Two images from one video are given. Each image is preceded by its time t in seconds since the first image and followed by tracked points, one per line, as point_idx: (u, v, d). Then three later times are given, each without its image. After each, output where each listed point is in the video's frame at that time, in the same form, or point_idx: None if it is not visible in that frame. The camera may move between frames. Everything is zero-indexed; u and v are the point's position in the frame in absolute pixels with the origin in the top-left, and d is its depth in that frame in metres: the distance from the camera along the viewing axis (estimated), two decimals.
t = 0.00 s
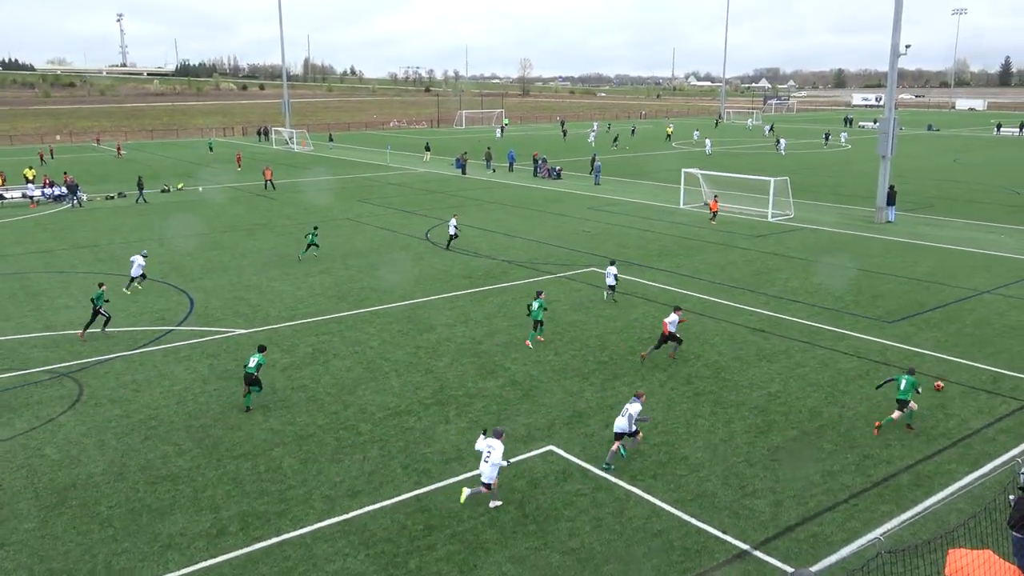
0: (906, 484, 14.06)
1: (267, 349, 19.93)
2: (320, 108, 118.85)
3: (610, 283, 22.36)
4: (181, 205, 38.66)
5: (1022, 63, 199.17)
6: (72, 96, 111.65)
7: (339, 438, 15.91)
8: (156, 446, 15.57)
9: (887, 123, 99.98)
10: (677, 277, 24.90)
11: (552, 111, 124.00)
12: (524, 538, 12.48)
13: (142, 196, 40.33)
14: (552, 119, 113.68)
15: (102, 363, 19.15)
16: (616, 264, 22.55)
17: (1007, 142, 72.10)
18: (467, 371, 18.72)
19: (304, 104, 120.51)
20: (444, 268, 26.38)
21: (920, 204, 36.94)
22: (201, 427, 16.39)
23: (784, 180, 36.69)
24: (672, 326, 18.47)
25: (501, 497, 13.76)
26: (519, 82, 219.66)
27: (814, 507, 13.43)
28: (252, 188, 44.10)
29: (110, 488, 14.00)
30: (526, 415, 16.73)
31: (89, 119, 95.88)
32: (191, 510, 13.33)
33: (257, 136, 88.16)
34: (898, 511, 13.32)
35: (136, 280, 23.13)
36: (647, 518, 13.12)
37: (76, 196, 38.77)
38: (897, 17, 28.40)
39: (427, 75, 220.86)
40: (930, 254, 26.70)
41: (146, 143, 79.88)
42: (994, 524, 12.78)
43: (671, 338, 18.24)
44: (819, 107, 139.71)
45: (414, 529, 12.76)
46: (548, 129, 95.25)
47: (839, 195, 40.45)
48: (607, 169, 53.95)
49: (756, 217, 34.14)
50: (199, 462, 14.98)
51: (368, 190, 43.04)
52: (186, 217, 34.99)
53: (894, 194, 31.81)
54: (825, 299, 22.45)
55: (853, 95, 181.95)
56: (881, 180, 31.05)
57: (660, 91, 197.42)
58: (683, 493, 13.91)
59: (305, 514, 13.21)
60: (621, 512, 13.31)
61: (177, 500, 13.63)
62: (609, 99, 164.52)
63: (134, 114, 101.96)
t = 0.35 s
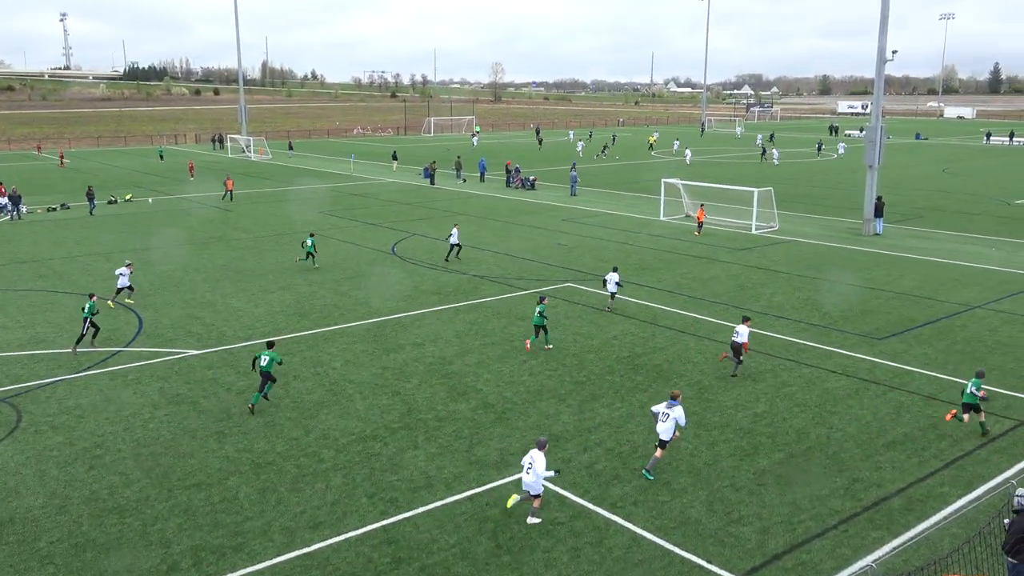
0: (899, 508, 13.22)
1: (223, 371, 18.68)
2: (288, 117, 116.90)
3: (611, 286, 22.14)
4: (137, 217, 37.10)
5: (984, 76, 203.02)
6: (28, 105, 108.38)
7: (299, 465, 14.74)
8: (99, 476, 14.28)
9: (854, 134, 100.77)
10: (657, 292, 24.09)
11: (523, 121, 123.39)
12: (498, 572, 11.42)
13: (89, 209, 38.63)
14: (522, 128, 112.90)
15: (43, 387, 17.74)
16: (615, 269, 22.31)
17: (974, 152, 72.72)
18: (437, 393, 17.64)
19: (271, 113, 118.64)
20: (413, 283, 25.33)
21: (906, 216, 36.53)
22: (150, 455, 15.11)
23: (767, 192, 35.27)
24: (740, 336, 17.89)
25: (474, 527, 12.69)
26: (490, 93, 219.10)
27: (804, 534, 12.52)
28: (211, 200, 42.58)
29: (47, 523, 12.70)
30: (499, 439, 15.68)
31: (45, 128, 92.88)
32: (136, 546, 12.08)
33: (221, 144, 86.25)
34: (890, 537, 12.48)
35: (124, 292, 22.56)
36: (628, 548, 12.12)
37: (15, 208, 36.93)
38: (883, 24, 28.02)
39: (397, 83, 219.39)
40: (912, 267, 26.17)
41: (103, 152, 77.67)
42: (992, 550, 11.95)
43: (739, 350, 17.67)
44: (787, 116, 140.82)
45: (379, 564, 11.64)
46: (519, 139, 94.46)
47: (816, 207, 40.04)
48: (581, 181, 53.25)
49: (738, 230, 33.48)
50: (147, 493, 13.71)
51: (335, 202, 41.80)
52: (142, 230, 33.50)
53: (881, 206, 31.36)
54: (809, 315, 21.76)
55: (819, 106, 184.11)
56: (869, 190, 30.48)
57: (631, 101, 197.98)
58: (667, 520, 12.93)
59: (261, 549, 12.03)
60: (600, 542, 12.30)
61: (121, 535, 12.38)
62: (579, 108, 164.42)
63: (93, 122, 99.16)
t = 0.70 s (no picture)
0: (853, 506, 14.00)
1: (206, 383, 19.24)
2: (266, 136, 117.50)
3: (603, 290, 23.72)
4: (117, 234, 37.47)
5: (938, 94, 208.68)
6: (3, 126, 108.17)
7: (282, 473, 15.37)
8: (88, 487, 14.78)
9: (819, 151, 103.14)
10: (626, 304, 24.95)
11: (497, 139, 124.79)
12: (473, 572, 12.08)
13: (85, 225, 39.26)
14: (498, 146, 114.35)
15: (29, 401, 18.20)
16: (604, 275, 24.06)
17: (933, 170, 75.04)
18: (414, 402, 18.35)
19: (249, 133, 119.28)
20: (392, 297, 26.03)
21: (862, 230, 37.89)
22: (136, 464, 15.67)
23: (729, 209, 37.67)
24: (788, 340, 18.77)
25: (450, 531, 13.33)
26: (468, 111, 220.95)
27: (764, 531, 13.27)
28: (191, 217, 43.08)
29: (39, 532, 13.21)
30: (475, 446, 16.41)
31: (21, 147, 92.76)
32: (125, 552, 12.64)
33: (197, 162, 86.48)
34: (846, 533, 13.20)
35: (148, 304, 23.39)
36: (597, 547, 12.81)
37: (4, 225, 37.15)
38: (833, 48, 29.17)
39: (374, 104, 220.66)
40: (868, 278, 27.32)
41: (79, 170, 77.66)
42: (942, 544, 12.63)
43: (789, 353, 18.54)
44: (753, 136, 143.63)
45: (360, 567, 12.26)
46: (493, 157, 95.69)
47: (780, 221, 41.36)
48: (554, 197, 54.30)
49: (701, 244, 34.57)
50: (135, 502, 14.26)
51: (313, 218, 42.47)
52: (122, 246, 33.93)
53: (834, 220, 32.55)
54: (771, 324, 22.72)
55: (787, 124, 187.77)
56: (824, 207, 31.65)
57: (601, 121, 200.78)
58: (634, 521, 13.63)
59: (246, 554, 12.61)
60: (572, 542, 12.96)
61: (108, 543, 12.90)
62: (553, 127, 166.37)
63: (70, 142, 99.18)
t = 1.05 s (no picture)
0: (825, 509, 14.55)
1: (195, 392, 19.62)
2: (251, 151, 117.95)
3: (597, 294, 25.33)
4: (105, 247, 37.75)
5: (909, 111, 212.72)
6: None
7: (270, 480, 15.81)
8: (81, 495, 15.12)
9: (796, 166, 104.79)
10: (606, 314, 25.58)
11: (480, 155, 125.94)
12: None
13: (86, 238, 39.69)
14: (482, 161, 115.44)
15: (21, 410, 18.50)
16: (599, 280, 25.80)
17: (905, 185, 76.66)
18: (400, 409, 18.84)
19: (235, 148, 119.72)
20: (376, 307, 26.54)
21: (833, 242, 38.85)
22: (127, 473, 16.05)
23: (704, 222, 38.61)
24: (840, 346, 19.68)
25: (436, 537, 13.77)
26: (452, 125, 222.46)
27: (739, 534, 13.77)
28: (179, 230, 43.45)
29: (32, 540, 13.52)
30: (460, 452, 16.92)
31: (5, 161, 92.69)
32: (116, 559, 12.98)
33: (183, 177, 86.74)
34: (819, 535, 13.72)
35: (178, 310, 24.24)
36: (579, 551, 13.27)
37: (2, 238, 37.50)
38: (801, 69, 30.08)
39: (359, 120, 221.75)
40: (838, 289, 28.12)
41: (65, 184, 77.68)
42: (912, 546, 13.15)
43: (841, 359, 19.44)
44: (730, 152, 145.84)
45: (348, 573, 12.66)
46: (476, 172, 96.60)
47: (755, 234, 42.29)
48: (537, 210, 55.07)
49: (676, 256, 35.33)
50: (127, 510, 14.61)
51: (299, 231, 42.95)
52: (110, 259, 34.24)
53: (803, 233, 33.41)
54: (746, 333, 23.41)
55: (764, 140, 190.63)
56: (793, 221, 32.43)
57: (582, 137, 202.82)
58: (614, 525, 14.12)
59: (236, 560, 12.97)
60: (555, 546, 13.43)
61: (99, 550, 13.25)
62: (536, 144, 168.36)
63: (55, 156, 99.26)
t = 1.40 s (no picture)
0: (822, 518, 14.54)
1: (191, 402, 19.56)
2: (247, 160, 117.91)
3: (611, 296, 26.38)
4: (100, 256, 37.67)
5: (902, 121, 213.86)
6: None
7: (265, 490, 15.76)
8: (75, 505, 15.05)
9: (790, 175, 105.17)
10: (602, 323, 25.59)
11: (476, 165, 126.19)
12: None
13: (82, 247, 39.63)
14: (478, 171, 115.50)
15: (15, 419, 18.42)
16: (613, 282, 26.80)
17: (899, 194, 77.00)
18: (396, 419, 18.81)
19: (231, 157, 119.75)
20: (372, 316, 26.53)
21: (828, 251, 38.95)
22: (122, 482, 15.99)
23: (698, 229, 38.50)
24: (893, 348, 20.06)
25: (432, 546, 13.73)
26: (448, 135, 222.72)
27: (735, 543, 13.75)
28: (175, 239, 43.39)
29: (27, 550, 13.45)
30: (456, 461, 16.90)
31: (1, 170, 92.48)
32: (111, 569, 12.92)
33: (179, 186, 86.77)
34: (815, 545, 13.70)
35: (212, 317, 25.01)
36: (576, 561, 13.24)
37: None
38: (796, 80, 30.23)
39: (356, 130, 222.13)
40: (833, 298, 28.19)
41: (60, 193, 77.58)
42: (908, 555, 13.15)
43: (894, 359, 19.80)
44: (724, 162, 146.44)
45: None
46: (471, 181, 96.77)
47: (751, 243, 42.41)
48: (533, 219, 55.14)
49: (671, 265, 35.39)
50: (122, 520, 14.55)
51: (296, 240, 42.92)
52: (105, 268, 34.18)
53: (799, 242, 33.49)
54: (742, 342, 23.45)
55: (759, 149, 191.58)
56: (788, 230, 32.51)
57: (577, 146, 203.53)
58: (611, 535, 14.09)
59: (232, 570, 12.92)
60: (551, 556, 13.39)
61: (92, 560, 13.18)
62: (531, 153, 168.67)
63: (50, 165, 99.08)
